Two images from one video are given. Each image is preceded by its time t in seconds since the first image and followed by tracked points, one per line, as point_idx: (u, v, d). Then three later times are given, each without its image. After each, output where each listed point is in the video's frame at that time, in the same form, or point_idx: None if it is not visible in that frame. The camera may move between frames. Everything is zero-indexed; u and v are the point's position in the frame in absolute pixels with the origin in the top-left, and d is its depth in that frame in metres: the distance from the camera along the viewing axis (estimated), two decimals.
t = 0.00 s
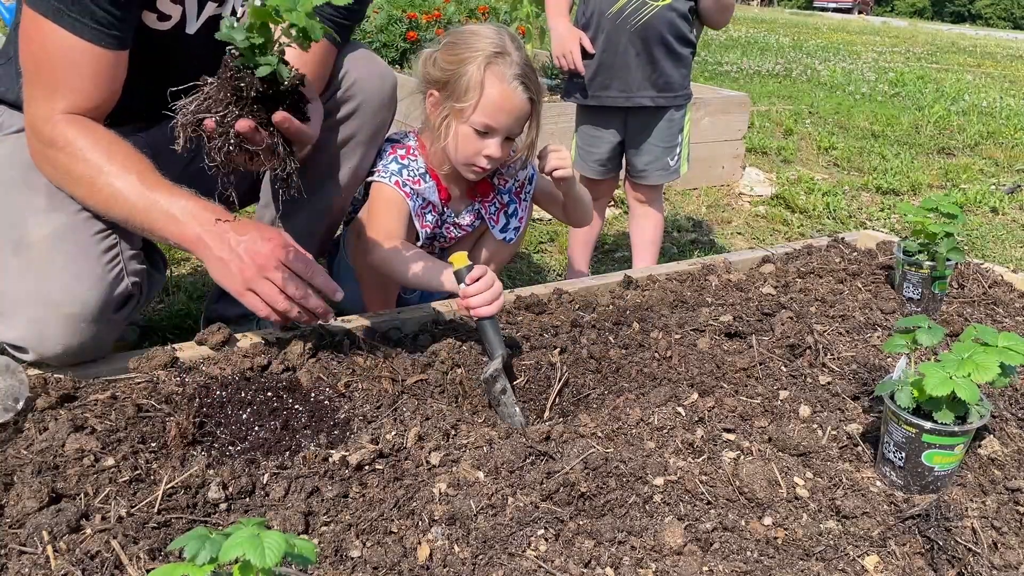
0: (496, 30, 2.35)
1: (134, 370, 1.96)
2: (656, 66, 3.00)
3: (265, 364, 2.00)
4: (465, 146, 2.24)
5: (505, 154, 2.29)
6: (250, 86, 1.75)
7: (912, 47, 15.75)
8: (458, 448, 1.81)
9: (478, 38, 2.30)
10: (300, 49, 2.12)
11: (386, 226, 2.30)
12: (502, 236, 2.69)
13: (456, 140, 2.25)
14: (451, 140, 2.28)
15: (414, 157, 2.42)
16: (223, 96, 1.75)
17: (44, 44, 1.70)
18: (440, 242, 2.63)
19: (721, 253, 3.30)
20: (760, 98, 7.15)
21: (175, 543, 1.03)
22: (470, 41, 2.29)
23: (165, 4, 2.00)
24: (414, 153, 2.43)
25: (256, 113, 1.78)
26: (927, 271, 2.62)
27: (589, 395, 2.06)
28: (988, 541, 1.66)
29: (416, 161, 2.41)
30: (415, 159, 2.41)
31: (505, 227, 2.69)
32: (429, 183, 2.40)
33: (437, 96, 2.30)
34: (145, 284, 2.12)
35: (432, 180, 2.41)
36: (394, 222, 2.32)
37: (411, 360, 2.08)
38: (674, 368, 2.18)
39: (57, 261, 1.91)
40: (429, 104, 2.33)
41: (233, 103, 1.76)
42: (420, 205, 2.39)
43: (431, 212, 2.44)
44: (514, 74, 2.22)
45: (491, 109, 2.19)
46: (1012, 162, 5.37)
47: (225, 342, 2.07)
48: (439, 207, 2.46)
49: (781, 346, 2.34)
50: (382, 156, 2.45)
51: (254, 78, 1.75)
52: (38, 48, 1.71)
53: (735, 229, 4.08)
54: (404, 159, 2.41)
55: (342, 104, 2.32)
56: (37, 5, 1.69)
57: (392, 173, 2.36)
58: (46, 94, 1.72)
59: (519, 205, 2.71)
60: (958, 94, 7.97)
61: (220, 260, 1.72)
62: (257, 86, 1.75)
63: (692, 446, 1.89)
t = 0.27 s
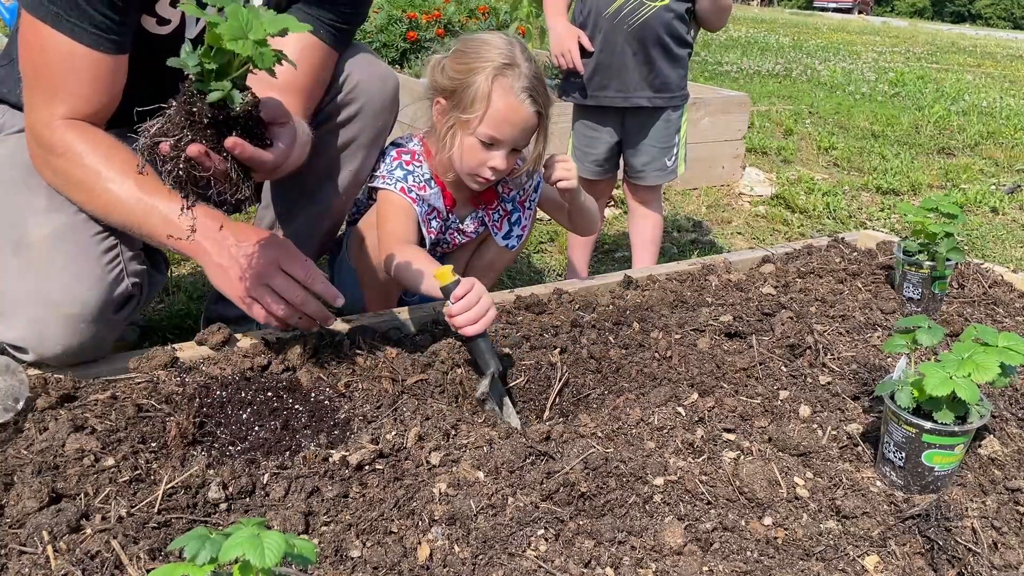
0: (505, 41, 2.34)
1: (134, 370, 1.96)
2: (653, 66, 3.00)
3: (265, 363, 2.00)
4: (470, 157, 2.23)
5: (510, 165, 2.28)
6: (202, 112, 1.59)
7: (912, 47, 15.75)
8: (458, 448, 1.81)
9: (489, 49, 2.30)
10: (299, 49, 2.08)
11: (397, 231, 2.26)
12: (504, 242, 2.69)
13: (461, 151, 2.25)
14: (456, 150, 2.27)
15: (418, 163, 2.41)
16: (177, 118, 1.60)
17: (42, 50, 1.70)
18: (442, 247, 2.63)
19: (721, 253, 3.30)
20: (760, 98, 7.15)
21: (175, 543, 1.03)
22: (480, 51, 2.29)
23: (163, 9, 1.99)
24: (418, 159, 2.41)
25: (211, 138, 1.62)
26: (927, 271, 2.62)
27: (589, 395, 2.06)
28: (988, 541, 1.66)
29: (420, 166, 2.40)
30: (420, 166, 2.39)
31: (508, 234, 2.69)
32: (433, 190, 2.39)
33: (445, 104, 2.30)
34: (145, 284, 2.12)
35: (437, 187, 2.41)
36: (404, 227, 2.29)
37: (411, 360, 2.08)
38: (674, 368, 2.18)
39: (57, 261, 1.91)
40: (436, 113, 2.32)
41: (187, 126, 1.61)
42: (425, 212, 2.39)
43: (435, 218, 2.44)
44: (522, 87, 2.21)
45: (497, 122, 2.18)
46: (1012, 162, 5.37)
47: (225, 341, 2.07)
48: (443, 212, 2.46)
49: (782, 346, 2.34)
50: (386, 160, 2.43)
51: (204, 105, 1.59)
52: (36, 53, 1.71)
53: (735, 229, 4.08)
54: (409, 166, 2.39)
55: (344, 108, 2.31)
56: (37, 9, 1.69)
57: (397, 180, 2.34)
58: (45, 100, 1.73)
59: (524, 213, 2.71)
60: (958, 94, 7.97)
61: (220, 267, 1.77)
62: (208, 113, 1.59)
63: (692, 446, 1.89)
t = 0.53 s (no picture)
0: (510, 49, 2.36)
1: (134, 370, 1.96)
2: (652, 67, 3.00)
3: (265, 363, 1.99)
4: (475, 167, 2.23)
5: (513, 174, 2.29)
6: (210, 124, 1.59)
7: (911, 47, 15.75)
8: (458, 448, 1.81)
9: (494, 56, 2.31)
10: (301, 56, 2.09)
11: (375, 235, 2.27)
12: (502, 246, 2.68)
13: (466, 160, 2.24)
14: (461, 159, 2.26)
15: (418, 168, 2.39)
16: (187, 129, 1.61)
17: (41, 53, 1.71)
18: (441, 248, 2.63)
19: (720, 253, 3.30)
20: (760, 98, 7.15)
21: (175, 543, 1.03)
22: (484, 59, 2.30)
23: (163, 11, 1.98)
24: (418, 164, 2.40)
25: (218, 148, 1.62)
26: (927, 271, 2.62)
27: (589, 395, 2.06)
28: (988, 541, 1.66)
29: (420, 171, 2.38)
30: (418, 171, 2.37)
31: (507, 239, 2.68)
32: (431, 196, 2.38)
33: (449, 112, 2.30)
34: (145, 285, 2.12)
35: (435, 193, 2.39)
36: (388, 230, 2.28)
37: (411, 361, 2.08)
38: (674, 368, 2.18)
39: (57, 262, 1.91)
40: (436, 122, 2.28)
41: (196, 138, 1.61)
42: (419, 218, 2.38)
43: (432, 223, 2.44)
44: (526, 100, 2.21)
45: (503, 133, 2.18)
46: (1012, 162, 5.37)
47: (225, 341, 2.06)
48: (440, 218, 2.46)
49: (782, 347, 2.34)
50: (385, 163, 2.42)
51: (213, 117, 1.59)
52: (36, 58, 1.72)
53: (735, 229, 4.08)
54: (408, 171, 2.37)
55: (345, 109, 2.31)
56: (37, 12, 1.69)
57: (393, 184, 2.33)
58: (46, 104, 1.73)
59: (524, 218, 2.69)
60: (958, 94, 7.97)
61: (218, 272, 1.76)
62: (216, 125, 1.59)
63: (692, 446, 1.89)
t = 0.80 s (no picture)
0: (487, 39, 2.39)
1: (134, 370, 1.96)
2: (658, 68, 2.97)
3: (265, 363, 2.00)
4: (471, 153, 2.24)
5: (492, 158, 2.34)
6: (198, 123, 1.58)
7: (911, 47, 15.75)
8: (458, 448, 1.81)
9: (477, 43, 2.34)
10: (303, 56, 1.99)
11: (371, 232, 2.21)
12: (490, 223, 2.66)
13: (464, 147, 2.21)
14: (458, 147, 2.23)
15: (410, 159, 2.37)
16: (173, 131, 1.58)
17: (38, 53, 1.73)
18: (439, 239, 2.60)
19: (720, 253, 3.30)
20: (760, 98, 7.15)
21: (175, 543, 1.03)
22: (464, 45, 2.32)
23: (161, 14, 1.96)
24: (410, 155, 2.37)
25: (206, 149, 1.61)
26: (927, 271, 2.62)
27: (589, 395, 2.06)
28: (988, 541, 1.66)
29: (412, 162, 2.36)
30: (410, 150, 2.31)
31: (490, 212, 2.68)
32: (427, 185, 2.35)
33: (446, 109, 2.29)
34: (144, 285, 2.16)
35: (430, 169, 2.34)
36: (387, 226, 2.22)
37: (412, 360, 2.08)
38: (674, 368, 2.18)
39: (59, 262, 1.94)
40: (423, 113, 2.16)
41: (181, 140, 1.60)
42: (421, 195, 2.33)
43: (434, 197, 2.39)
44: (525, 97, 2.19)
45: (505, 125, 2.20)
46: (1012, 162, 5.37)
47: (225, 342, 2.07)
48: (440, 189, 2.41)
49: (782, 347, 2.34)
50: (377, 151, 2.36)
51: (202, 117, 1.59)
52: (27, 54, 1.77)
53: (735, 229, 4.08)
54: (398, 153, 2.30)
55: (334, 109, 2.27)
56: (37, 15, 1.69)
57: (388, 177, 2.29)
58: (51, 101, 1.77)
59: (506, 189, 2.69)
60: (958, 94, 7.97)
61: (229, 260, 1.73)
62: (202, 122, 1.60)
63: (693, 446, 1.89)
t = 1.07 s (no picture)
0: (476, 28, 2.35)
1: (134, 370, 1.96)
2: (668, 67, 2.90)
3: (265, 363, 2.01)
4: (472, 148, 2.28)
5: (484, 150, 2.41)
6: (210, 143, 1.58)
7: (911, 47, 15.75)
8: (458, 448, 1.81)
9: (468, 34, 2.32)
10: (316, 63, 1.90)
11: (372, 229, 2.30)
12: (485, 215, 2.66)
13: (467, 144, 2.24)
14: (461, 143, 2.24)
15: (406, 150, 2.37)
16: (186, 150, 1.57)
17: None
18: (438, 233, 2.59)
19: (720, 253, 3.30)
20: (760, 98, 7.15)
21: (175, 543, 1.03)
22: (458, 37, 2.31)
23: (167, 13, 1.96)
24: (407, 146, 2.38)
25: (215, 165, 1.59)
26: (927, 271, 2.62)
27: (589, 395, 2.06)
28: (988, 541, 1.66)
29: (410, 153, 2.36)
30: (408, 151, 2.35)
31: (488, 206, 2.65)
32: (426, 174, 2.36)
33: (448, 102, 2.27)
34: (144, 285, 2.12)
35: (429, 168, 2.38)
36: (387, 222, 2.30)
37: (412, 360, 2.08)
38: (674, 368, 2.18)
39: (57, 261, 1.91)
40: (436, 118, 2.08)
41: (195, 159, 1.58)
42: (422, 194, 2.35)
43: (436, 196, 2.41)
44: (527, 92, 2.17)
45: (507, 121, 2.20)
46: (1012, 162, 5.37)
47: (225, 341, 2.07)
48: (441, 188, 2.44)
49: (782, 347, 2.34)
50: (377, 155, 2.41)
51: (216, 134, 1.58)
52: None
53: (735, 229, 4.08)
54: (399, 154, 2.36)
55: (332, 110, 2.24)
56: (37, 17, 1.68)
57: (388, 170, 2.31)
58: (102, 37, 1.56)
59: (501, 182, 2.69)
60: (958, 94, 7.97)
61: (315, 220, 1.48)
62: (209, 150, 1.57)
63: (692, 446, 1.89)
